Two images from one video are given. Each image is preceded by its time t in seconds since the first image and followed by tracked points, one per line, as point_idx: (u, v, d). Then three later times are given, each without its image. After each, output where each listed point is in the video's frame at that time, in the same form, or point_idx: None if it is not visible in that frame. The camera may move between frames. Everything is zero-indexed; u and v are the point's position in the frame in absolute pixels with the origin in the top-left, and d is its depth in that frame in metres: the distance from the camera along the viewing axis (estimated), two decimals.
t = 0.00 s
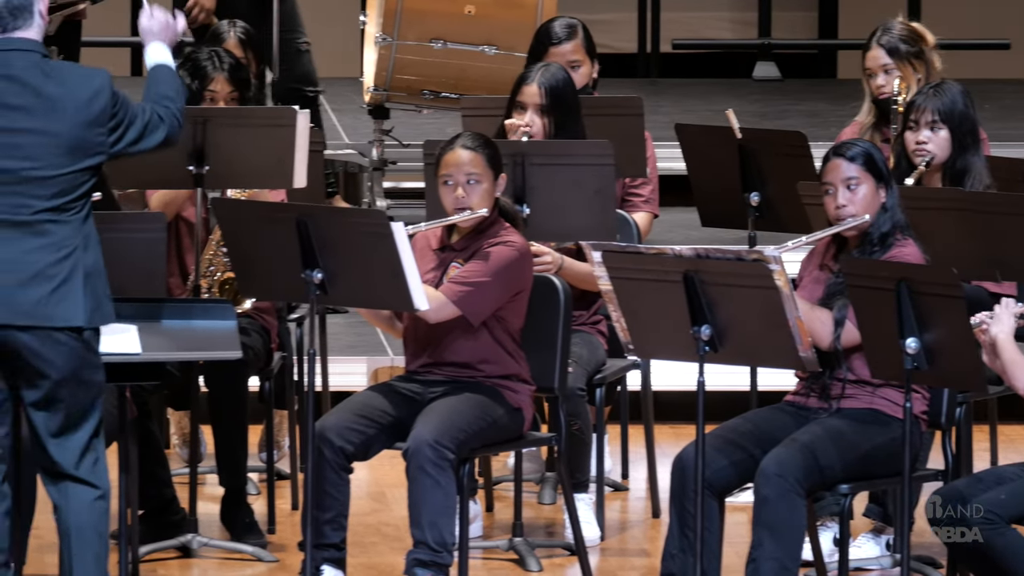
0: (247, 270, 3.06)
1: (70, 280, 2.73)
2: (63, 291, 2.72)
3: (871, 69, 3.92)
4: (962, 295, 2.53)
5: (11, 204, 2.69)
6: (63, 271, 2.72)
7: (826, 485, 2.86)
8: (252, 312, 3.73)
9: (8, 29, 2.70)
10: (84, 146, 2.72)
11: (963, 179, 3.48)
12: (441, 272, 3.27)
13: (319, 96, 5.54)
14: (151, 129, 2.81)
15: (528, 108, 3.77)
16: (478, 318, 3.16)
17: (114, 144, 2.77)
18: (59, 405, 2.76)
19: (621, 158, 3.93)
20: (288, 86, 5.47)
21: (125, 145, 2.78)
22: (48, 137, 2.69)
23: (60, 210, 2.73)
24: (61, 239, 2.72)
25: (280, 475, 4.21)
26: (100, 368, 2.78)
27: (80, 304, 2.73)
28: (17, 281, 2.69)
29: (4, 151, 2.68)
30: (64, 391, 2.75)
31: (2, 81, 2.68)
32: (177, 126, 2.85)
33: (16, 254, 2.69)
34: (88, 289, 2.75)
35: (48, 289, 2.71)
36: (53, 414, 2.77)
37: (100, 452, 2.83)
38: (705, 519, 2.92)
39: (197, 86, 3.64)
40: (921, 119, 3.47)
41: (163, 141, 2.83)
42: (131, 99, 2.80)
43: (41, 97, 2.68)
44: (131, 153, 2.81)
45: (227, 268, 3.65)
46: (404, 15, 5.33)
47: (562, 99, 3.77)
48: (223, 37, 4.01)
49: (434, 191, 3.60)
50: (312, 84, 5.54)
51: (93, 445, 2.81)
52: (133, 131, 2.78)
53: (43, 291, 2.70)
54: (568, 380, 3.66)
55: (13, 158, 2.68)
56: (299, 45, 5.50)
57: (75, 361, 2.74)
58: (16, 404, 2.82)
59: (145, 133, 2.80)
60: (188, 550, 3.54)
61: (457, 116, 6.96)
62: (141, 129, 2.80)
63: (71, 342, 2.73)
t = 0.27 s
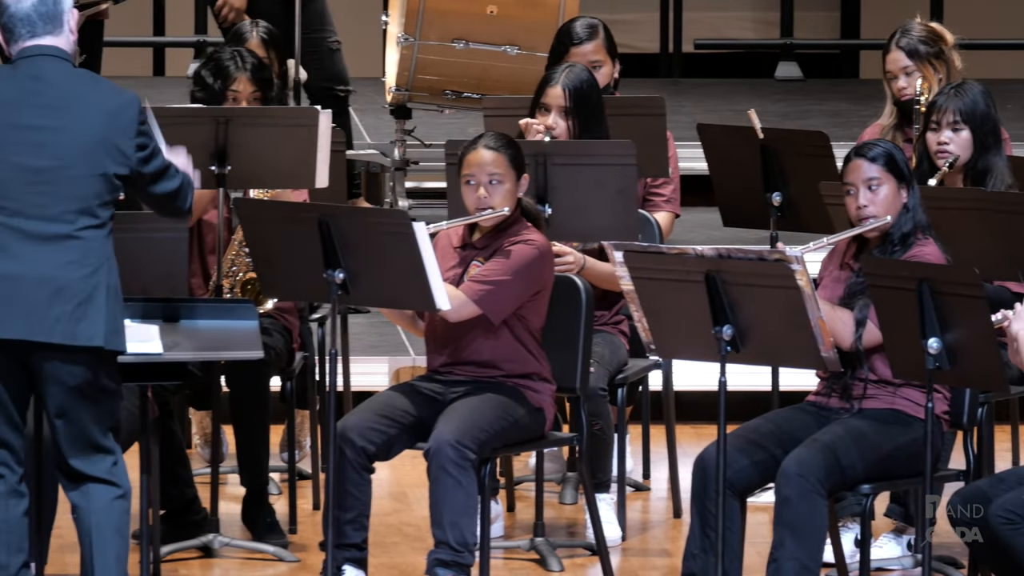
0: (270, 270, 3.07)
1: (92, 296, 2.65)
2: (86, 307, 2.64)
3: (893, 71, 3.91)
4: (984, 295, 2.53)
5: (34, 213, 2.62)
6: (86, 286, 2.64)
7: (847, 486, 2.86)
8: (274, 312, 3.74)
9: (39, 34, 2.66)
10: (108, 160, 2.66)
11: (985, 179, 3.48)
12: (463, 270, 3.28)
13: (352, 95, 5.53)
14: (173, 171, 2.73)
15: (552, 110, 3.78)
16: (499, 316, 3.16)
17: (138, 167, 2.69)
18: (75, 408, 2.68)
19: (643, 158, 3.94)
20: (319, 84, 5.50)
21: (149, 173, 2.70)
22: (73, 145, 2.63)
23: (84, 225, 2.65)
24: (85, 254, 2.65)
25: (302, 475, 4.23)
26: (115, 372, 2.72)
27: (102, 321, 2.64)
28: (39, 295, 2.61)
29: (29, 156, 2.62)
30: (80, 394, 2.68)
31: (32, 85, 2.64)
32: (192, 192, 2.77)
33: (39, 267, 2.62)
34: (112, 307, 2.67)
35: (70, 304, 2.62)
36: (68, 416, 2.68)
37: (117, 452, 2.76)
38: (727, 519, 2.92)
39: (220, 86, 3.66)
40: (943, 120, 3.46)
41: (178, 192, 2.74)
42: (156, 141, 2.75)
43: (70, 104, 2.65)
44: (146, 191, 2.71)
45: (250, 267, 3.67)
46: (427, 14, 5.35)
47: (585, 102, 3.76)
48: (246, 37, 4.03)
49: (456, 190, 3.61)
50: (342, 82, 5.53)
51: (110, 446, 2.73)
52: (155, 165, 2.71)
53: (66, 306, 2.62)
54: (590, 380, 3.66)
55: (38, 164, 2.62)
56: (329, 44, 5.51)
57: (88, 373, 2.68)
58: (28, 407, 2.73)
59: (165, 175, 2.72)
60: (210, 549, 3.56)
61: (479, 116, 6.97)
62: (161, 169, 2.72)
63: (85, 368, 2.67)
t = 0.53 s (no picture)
0: (288, 269, 3.07)
1: (115, 292, 2.63)
2: (109, 302, 2.63)
3: (912, 71, 3.90)
4: (1003, 295, 2.52)
5: (56, 208, 2.60)
6: (109, 282, 2.63)
7: (866, 485, 2.85)
8: (292, 312, 3.76)
9: (63, 33, 2.66)
10: (130, 155, 2.66)
11: (1004, 179, 3.48)
12: (481, 270, 3.28)
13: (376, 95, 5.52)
14: (194, 165, 2.74)
15: (574, 111, 3.78)
16: (518, 317, 3.16)
17: (159, 164, 2.69)
18: (99, 404, 2.68)
19: (662, 158, 3.94)
20: (345, 83, 5.49)
21: (171, 168, 2.71)
22: (95, 140, 2.63)
23: (105, 220, 2.64)
24: (107, 250, 2.63)
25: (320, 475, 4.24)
26: (139, 370, 2.71)
27: (125, 317, 2.63)
28: (62, 290, 2.60)
29: (51, 151, 2.61)
30: (106, 395, 2.68)
31: (53, 80, 2.64)
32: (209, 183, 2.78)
33: (62, 263, 2.60)
34: (134, 303, 2.66)
35: (94, 300, 2.61)
36: (94, 417, 2.68)
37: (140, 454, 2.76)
38: (745, 519, 2.92)
39: (238, 86, 3.67)
40: (960, 121, 3.45)
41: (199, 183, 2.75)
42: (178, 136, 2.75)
43: (91, 100, 2.64)
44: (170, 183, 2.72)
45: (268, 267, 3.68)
46: (445, 14, 5.41)
47: (609, 104, 3.76)
48: (265, 37, 4.05)
49: (473, 190, 3.61)
50: (367, 81, 5.52)
51: (133, 447, 2.73)
52: (176, 158, 2.71)
53: (90, 302, 2.61)
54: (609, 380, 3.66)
55: (60, 160, 2.61)
56: (356, 43, 5.52)
57: (113, 366, 2.67)
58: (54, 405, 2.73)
59: (185, 166, 2.73)
60: (228, 550, 3.57)
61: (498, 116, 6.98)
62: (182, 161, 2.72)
63: (110, 356, 2.66)
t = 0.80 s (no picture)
0: (305, 269, 3.08)
1: (138, 288, 2.64)
2: (131, 299, 2.64)
3: (930, 71, 3.89)
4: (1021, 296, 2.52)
5: (77, 208, 2.60)
6: (131, 278, 2.64)
7: (882, 486, 2.85)
8: (309, 312, 3.77)
9: (80, 29, 2.63)
10: (150, 151, 2.64)
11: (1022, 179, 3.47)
12: (498, 271, 3.29)
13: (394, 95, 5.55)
14: (213, 146, 2.74)
15: (597, 109, 3.78)
16: (535, 317, 3.17)
17: (179, 155, 2.69)
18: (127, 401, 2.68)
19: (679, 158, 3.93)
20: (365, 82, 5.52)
21: (190, 155, 2.70)
22: (114, 139, 2.61)
23: (127, 218, 2.64)
24: (129, 247, 2.64)
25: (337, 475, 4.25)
26: (162, 373, 2.71)
27: (148, 313, 2.64)
28: (85, 288, 2.61)
29: (70, 152, 2.60)
30: (131, 396, 2.68)
31: (70, 80, 2.62)
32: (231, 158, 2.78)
33: (84, 261, 2.61)
34: (156, 298, 2.67)
35: (116, 297, 2.62)
36: (117, 416, 2.70)
37: (161, 454, 2.76)
38: (762, 519, 2.92)
39: (254, 86, 3.68)
40: (978, 121, 3.45)
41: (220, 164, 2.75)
42: (196, 113, 2.73)
43: (108, 98, 2.62)
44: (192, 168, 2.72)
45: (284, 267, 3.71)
46: (462, 14, 5.44)
47: (631, 103, 3.77)
48: (282, 37, 4.05)
49: (490, 190, 3.62)
50: (386, 81, 5.54)
51: (155, 447, 2.73)
52: (197, 144, 2.70)
53: (112, 299, 2.62)
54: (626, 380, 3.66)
55: (80, 160, 2.60)
56: (375, 43, 5.52)
57: (141, 359, 2.67)
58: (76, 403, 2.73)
59: (206, 150, 2.72)
60: (245, 549, 3.58)
61: (514, 116, 6.99)
62: (203, 145, 2.72)
63: (137, 346, 2.66)
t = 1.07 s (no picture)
0: (318, 270, 3.09)
1: (152, 298, 2.63)
2: (145, 310, 2.62)
3: (943, 71, 3.89)
4: None
5: (91, 218, 2.59)
6: (145, 288, 2.62)
7: (896, 486, 2.85)
8: (323, 312, 3.78)
9: (92, 28, 2.63)
10: (165, 160, 2.62)
11: None
12: (512, 271, 3.29)
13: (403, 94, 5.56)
14: (229, 161, 2.71)
15: (608, 106, 3.79)
16: (548, 318, 3.17)
17: (195, 165, 2.66)
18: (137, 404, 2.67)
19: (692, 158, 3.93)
20: (376, 83, 5.52)
21: (207, 168, 2.67)
22: (129, 148, 2.59)
23: (141, 227, 2.63)
24: (143, 257, 2.63)
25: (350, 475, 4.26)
26: (175, 375, 2.71)
27: (162, 324, 2.63)
28: (98, 298, 2.60)
29: (84, 160, 2.58)
30: (142, 396, 2.67)
31: (85, 86, 2.60)
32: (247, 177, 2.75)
33: (98, 271, 2.60)
34: (170, 308, 2.65)
35: (130, 308, 2.61)
36: (130, 416, 2.69)
37: (176, 452, 2.74)
38: (775, 519, 2.92)
39: (267, 86, 3.69)
40: (990, 122, 3.44)
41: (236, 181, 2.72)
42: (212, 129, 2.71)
43: (124, 105, 2.60)
44: (207, 183, 2.69)
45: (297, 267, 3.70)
46: (476, 15, 5.49)
47: (642, 100, 3.77)
48: (296, 37, 4.07)
49: (503, 190, 3.62)
50: (397, 81, 5.57)
51: (169, 447, 2.72)
52: (213, 156, 2.68)
53: (125, 309, 2.61)
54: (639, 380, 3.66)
55: (94, 169, 2.58)
56: (385, 43, 5.53)
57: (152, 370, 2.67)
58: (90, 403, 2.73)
59: (223, 164, 2.69)
60: (259, 549, 3.59)
61: (528, 116, 6.99)
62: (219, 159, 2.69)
63: (150, 359, 2.66)
